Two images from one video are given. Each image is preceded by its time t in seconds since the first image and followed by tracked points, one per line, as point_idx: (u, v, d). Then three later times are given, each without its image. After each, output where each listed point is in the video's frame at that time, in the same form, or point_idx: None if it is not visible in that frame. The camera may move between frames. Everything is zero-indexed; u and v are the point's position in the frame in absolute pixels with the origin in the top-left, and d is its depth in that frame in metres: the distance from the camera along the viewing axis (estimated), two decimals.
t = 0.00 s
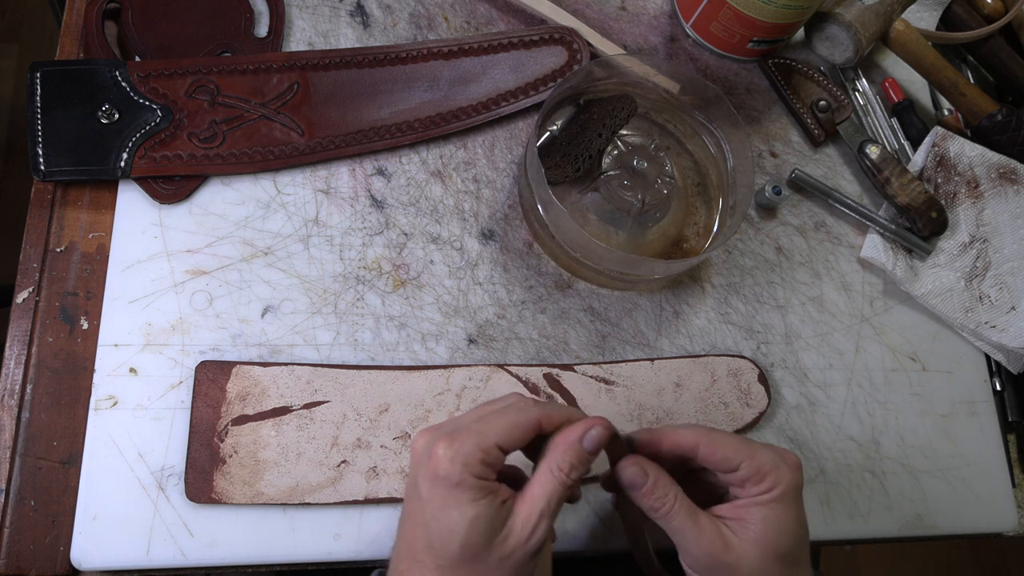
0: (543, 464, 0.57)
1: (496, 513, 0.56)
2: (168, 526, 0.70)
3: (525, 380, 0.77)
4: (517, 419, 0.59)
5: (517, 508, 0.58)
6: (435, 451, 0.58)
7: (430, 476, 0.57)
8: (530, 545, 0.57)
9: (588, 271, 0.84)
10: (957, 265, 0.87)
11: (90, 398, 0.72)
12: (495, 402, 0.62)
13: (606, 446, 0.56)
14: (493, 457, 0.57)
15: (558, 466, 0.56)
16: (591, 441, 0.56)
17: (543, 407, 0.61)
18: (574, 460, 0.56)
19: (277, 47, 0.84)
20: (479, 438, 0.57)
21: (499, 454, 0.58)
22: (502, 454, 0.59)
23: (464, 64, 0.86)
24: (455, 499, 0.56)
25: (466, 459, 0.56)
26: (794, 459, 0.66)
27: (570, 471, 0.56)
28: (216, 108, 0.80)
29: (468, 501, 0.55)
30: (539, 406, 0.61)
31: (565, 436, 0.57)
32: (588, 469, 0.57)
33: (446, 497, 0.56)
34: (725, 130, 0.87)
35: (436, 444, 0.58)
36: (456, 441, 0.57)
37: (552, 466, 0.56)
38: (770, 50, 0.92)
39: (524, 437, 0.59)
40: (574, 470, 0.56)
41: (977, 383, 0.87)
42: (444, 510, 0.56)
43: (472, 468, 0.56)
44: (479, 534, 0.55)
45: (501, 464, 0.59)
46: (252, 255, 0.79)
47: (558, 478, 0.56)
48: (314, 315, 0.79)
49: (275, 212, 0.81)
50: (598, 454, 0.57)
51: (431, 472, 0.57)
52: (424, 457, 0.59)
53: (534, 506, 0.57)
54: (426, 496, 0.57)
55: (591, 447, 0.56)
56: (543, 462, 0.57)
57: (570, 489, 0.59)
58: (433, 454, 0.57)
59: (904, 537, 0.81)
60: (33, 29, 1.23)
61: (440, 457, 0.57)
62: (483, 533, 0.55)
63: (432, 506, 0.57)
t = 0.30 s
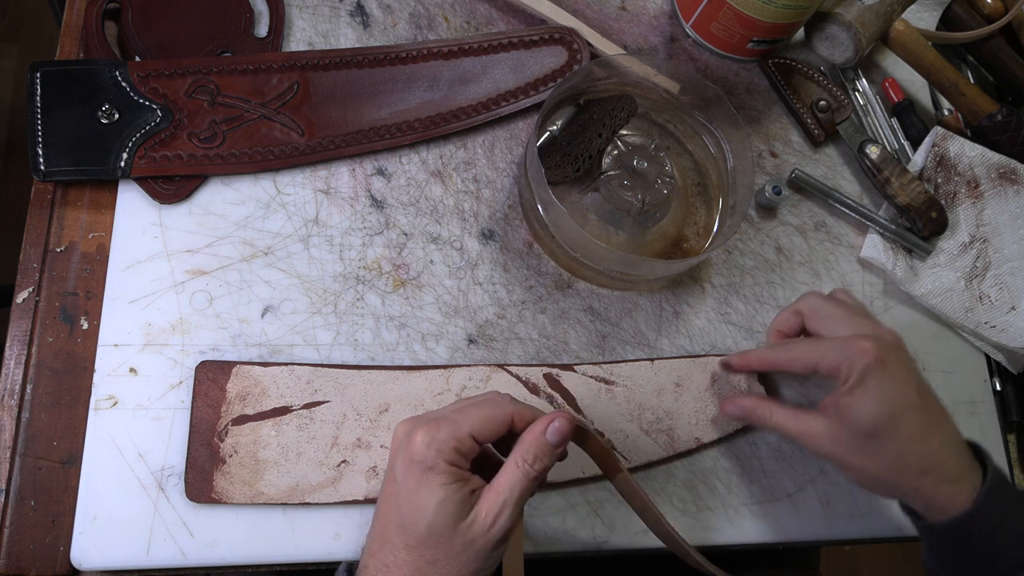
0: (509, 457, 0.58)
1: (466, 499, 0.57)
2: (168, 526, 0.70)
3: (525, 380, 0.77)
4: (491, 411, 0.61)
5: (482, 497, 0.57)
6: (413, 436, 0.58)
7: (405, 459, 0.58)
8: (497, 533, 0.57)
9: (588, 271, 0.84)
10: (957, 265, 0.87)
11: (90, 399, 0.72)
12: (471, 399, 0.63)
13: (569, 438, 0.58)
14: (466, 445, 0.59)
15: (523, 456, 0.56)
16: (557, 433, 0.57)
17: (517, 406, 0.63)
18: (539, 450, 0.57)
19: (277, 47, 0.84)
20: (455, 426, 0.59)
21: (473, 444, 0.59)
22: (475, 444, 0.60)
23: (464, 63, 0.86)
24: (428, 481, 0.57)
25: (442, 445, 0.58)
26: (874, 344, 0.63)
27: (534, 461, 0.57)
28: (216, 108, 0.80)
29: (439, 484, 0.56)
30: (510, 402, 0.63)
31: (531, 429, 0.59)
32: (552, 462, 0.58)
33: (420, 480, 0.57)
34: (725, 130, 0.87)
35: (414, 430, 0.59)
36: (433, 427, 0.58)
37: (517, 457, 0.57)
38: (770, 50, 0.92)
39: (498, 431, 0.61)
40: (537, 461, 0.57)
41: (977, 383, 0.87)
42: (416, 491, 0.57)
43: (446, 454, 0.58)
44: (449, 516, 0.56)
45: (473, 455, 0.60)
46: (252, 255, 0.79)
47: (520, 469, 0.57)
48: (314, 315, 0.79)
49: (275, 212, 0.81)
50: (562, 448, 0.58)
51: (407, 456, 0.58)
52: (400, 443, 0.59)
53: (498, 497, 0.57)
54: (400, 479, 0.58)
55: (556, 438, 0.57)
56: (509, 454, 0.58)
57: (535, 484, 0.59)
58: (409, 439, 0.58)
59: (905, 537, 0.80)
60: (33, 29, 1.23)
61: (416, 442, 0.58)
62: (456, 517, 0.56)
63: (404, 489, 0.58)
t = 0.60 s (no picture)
0: (503, 460, 0.57)
1: (458, 502, 0.57)
2: (168, 527, 0.70)
3: (525, 380, 0.77)
4: (483, 414, 0.61)
5: (476, 500, 0.57)
6: (406, 440, 0.59)
7: (397, 462, 0.58)
8: (491, 536, 0.57)
9: (588, 271, 0.84)
10: (957, 265, 0.87)
11: (90, 399, 0.72)
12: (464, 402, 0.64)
13: (562, 440, 0.57)
14: (459, 448, 0.59)
15: (516, 460, 0.56)
16: (549, 435, 0.57)
17: (510, 410, 0.63)
18: (532, 452, 0.56)
19: (277, 47, 0.84)
20: (447, 429, 0.59)
21: (465, 447, 0.60)
22: (468, 447, 0.60)
23: (464, 64, 0.86)
24: (420, 484, 0.57)
25: (434, 448, 0.58)
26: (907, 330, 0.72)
27: (527, 464, 0.56)
28: (216, 109, 0.80)
29: (432, 487, 0.57)
30: (502, 407, 0.63)
31: (524, 431, 0.58)
32: (546, 464, 0.58)
33: (413, 484, 0.57)
34: (725, 130, 0.87)
35: (407, 433, 0.59)
36: (425, 430, 0.59)
37: (510, 460, 0.56)
38: (770, 50, 0.92)
39: (491, 434, 0.61)
40: (531, 464, 0.56)
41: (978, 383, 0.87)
42: (408, 493, 0.57)
43: (440, 456, 0.58)
44: (440, 520, 0.56)
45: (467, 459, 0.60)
46: (252, 254, 0.79)
47: (514, 472, 0.56)
48: (314, 315, 0.79)
49: (275, 212, 0.81)
50: (555, 450, 0.58)
51: (399, 459, 0.58)
52: (392, 446, 0.60)
53: (492, 500, 0.56)
54: (392, 482, 0.58)
55: (548, 440, 0.57)
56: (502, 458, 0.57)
57: (529, 486, 0.58)
58: (402, 442, 0.59)
59: (905, 537, 0.80)
60: (33, 29, 1.23)
61: (409, 445, 0.58)
62: (448, 519, 0.56)
63: (396, 492, 0.58)
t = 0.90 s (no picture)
0: (503, 462, 0.57)
1: (458, 504, 0.57)
2: (168, 527, 0.70)
3: (525, 379, 0.77)
4: (482, 415, 0.61)
5: (476, 502, 0.57)
6: (404, 441, 0.59)
7: (396, 464, 0.58)
8: (491, 537, 0.56)
9: (588, 271, 0.84)
10: (957, 265, 0.87)
11: (90, 399, 0.72)
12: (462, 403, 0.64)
13: (562, 440, 0.57)
14: (458, 449, 0.59)
15: (517, 461, 0.56)
16: (549, 436, 0.57)
17: (509, 410, 0.63)
18: (532, 453, 0.56)
19: (277, 47, 0.84)
20: (446, 430, 0.59)
21: (464, 448, 0.59)
22: (467, 448, 0.60)
23: (464, 64, 0.86)
24: (419, 485, 0.57)
25: (433, 449, 0.58)
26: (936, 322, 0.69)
27: (528, 465, 0.56)
28: (216, 109, 0.80)
29: (431, 488, 0.56)
30: (500, 407, 0.63)
31: (523, 433, 0.58)
32: (546, 465, 0.58)
33: (412, 485, 0.57)
34: (725, 130, 0.87)
35: (406, 434, 0.59)
36: (424, 431, 0.59)
37: (510, 462, 0.56)
38: (770, 50, 0.92)
39: (490, 434, 0.61)
40: (531, 465, 0.56)
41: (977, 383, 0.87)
42: (407, 495, 0.57)
43: (439, 457, 0.58)
44: (440, 522, 0.56)
45: (465, 459, 0.60)
46: (252, 254, 0.79)
47: (514, 474, 0.56)
48: (314, 315, 0.79)
49: (275, 212, 0.81)
50: (555, 450, 0.58)
51: (398, 461, 0.58)
52: (391, 448, 0.60)
53: (492, 502, 0.56)
54: (392, 483, 0.58)
55: (548, 441, 0.56)
56: (501, 460, 0.57)
57: (529, 488, 0.58)
58: (401, 443, 0.59)
59: (905, 536, 0.80)
60: (33, 29, 1.23)
61: (407, 446, 0.58)
62: (447, 521, 0.56)
63: (396, 493, 0.58)
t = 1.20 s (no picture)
0: (505, 464, 0.57)
1: (459, 504, 0.57)
2: (168, 527, 0.70)
3: (525, 379, 0.77)
4: (483, 415, 0.61)
5: (477, 503, 0.57)
6: (405, 441, 0.59)
7: (397, 464, 0.58)
8: (492, 538, 0.56)
9: (588, 271, 0.84)
10: (957, 266, 0.87)
11: (90, 399, 0.72)
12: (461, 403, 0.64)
13: (564, 441, 0.57)
14: (459, 449, 0.59)
15: (519, 462, 0.56)
16: (552, 436, 0.57)
17: (509, 410, 0.63)
18: (534, 454, 0.56)
19: (277, 47, 0.84)
20: (447, 430, 0.59)
21: (465, 448, 0.60)
22: (468, 448, 0.60)
23: (464, 63, 0.86)
24: (420, 485, 0.57)
25: (434, 449, 0.58)
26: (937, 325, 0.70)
27: (530, 466, 0.56)
28: (216, 109, 0.80)
29: (432, 489, 0.56)
30: (499, 409, 0.63)
31: (525, 434, 0.58)
32: (547, 466, 0.58)
33: (413, 485, 0.57)
34: (725, 130, 0.87)
35: (406, 435, 0.59)
36: (425, 431, 0.59)
37: (512, 463, 0.56)
38: (770, 50, 0.92)
39: (491, 434, 0.61)
40: (533, 465, 0.56)
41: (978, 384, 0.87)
42: (408, 495, 0.57)
43: (439, 458, 0.58)
44: (440, 523, 0.56)
45: (466, 459, 0.60)
46: (252, 255, 0.79)
47: (517, 475, 0.56)
48: (314, 315, 0.79)
49: (275, 212, 0.81)
50: (557, 451, 0.58)
51: (399, 461, 0.58)
52: (392, 448, 0.60)
53: (493, 502, 0.56)
54: (392, 483, 0.58)
55: (550, 442, 0.57)
56: (503, 461, 0.57)
57: (530, 489, 0.58)
58: (402, 442, 0.59)
59: (906, 536, 0.81)
60: (33, 29, 1.23)
61: (408, 446, 0.58)
62: (448, 521, 0.56)
63: (397, 493, 0.58)
